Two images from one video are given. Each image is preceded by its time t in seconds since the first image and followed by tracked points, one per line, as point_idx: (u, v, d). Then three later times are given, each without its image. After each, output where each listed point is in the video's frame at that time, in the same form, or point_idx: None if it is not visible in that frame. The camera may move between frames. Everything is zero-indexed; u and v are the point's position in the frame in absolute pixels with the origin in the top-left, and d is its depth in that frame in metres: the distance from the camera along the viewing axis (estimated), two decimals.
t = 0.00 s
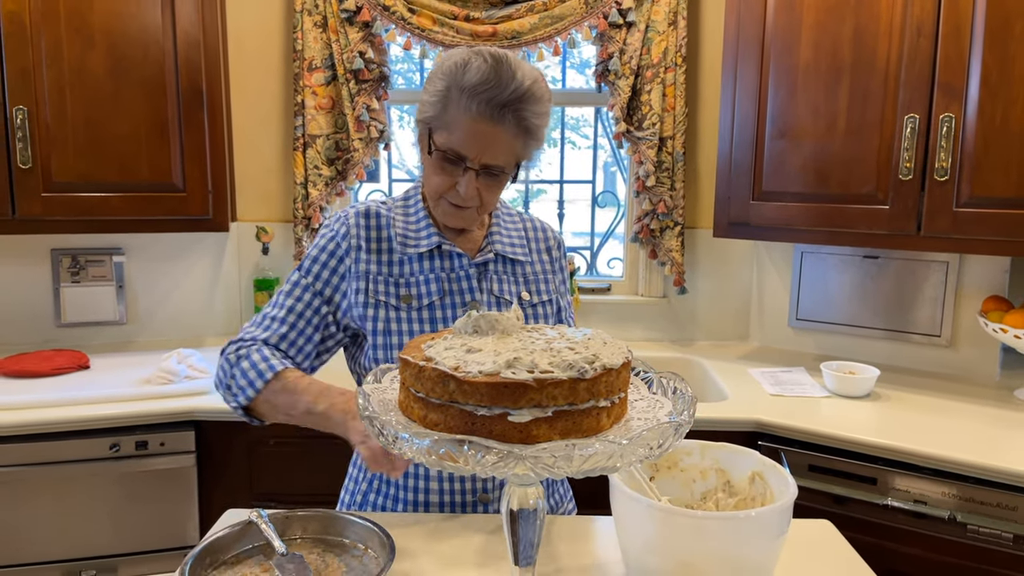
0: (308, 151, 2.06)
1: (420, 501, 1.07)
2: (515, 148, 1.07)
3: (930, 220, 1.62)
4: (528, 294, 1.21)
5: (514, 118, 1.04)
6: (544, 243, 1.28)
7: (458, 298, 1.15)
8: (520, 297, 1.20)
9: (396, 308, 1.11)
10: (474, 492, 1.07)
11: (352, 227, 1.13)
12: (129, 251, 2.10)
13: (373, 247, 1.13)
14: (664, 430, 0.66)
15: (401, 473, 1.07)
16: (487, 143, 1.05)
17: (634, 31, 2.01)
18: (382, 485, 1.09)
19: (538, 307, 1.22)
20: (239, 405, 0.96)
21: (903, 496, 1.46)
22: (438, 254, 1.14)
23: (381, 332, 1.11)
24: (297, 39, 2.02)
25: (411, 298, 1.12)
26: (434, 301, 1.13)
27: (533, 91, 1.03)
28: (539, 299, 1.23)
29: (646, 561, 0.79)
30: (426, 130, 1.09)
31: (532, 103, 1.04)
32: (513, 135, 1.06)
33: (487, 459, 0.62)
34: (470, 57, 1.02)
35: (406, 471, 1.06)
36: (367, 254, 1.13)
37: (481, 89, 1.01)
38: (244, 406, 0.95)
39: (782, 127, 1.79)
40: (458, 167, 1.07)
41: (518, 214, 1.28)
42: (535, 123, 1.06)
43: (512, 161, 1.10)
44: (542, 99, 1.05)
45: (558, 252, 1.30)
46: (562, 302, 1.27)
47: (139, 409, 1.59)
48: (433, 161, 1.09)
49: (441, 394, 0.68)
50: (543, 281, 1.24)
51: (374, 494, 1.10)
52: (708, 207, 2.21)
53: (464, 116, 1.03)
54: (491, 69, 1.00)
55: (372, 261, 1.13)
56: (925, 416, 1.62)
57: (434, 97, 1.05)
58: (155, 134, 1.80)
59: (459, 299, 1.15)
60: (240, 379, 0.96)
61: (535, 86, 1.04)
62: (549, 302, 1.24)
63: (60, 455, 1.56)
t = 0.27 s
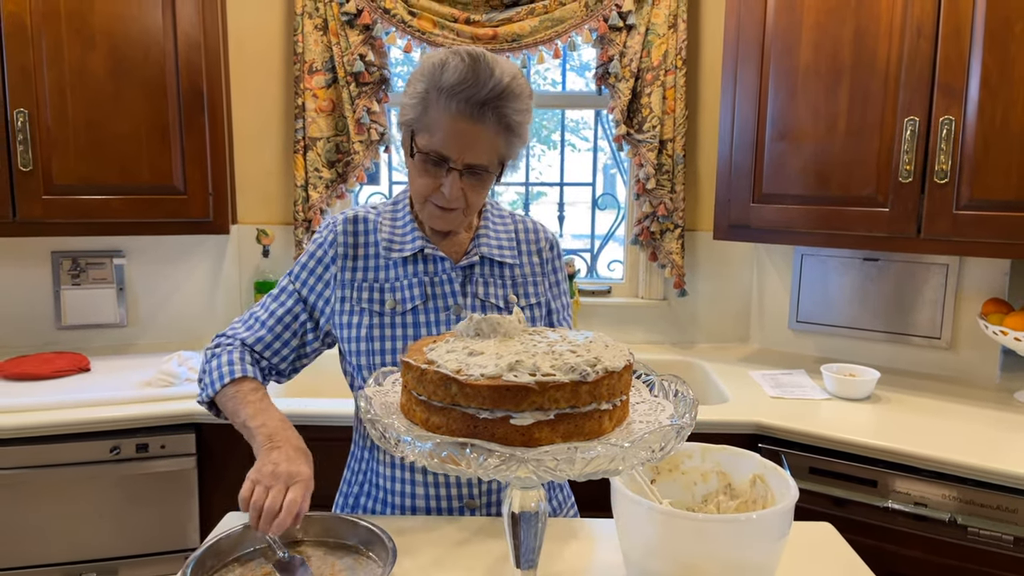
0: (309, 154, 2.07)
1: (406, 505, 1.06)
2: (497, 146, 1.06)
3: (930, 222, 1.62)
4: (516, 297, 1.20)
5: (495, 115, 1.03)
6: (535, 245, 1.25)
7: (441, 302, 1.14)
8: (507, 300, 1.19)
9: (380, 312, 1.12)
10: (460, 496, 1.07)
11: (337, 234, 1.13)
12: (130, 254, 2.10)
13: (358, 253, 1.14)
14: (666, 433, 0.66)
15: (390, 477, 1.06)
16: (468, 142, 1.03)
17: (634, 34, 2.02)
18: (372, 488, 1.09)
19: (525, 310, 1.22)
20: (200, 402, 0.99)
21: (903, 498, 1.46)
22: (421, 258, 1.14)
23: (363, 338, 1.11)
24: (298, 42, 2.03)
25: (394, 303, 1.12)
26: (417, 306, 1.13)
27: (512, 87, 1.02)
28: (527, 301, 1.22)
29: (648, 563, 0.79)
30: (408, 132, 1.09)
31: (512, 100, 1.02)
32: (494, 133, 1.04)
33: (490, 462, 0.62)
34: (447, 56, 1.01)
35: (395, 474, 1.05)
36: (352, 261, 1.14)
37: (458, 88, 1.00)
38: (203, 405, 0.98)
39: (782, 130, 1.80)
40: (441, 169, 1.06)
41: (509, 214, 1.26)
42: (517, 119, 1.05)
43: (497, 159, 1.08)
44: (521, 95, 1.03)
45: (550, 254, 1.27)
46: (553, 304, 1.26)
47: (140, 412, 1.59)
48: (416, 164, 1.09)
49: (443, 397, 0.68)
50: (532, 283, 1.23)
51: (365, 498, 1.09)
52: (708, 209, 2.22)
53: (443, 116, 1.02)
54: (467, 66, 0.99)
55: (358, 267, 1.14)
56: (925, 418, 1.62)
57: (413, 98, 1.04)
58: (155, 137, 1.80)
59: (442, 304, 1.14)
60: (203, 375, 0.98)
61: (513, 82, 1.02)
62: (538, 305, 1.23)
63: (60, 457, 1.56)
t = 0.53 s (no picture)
0: (310, 155, 2.07)
1: (399, 507, 1.06)
2: (493, 137, 1.06)
3: (932, 222, 1.62)
4: (508, 296, 1.20)
5: (489, 105, 1.03)
6: (530, 245, 1.24)
7: (431, 304, 1.14)
8: (498, 301, 1.19)
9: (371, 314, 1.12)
10: (453, 500, 1.06)
11: (332, 237, 1.15)
12: (131, 255, 2.11)
13: (352, 256, 1.15)
14: (669, 433, 0.66)
15: (385, 479, 1.06)
16: (464, 132, 1.03)
17: (635, 35, 2.02)
18: (367, 489, 1.09)
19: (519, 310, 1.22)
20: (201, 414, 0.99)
21: (905, 499, 1.46)
22: (412, 260, 1.14)
23: (355, 339, 1.12)
24: (299, 43, 2.03)
25: (385, 305, 1.12)
26: (408, 307, 1.13)
27: (504, 77, 1.03)
28: (520, 301, 1.22)
29: (649, 563, 0.79)
30: (402, 131, 1.09)
31: (505, 89, 1.03)
32: (489, 123, 1.04)
33: (492, 464, 0.62)
34: (437, 52, 1.03)
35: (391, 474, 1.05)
36: (347, 263, 1.14)
37: (452, 79, 1.01)
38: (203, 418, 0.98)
39: (783, 130, 1.80)
40: (438, 162, 1.06)
41: (503, 214, 1.25)
42: (510, 109, 1.05)
43: (493, 151, 1.08)
44: (513, 85, 1.04)
45: (545, 252, 1.26)
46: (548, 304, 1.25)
47: (141, 413, 1.59)
48: (411, 159, 1.08)
49: (446, 398, 0.68)
50: (525, 282, 1.22)
51: (361, 498, 1.09)
52: (709, 209, 2.22)
53: (438, 109, 1.03)
54: (459, 57, 1.00)
55: (353, 268, 1.14)
56: (927, 418, 1.62)
57: (406, 95, 1.05)
58: (156, 139, 1.80)
59: (433, 306, 1.14)
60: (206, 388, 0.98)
61: (505, 72, 1.03)
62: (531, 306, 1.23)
63: (62, 459, 1.56)
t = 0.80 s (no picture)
0: (311, 153, 2.07)
1: (399, 505, 1.07)
2: (496, 130, 1.06)
3: (934, 219, 1.62)
4: (509, 294, 1.20)
5: (493, 97, 1.03)
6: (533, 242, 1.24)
7: (432, 301, 1.13)
8: (499, 298, 1.19)
9: (373, 309, 1.13)
10: (452, 497, 1.06)
11: (336, 230, 1.15)
12: (132, 254, 2.11)
13: (354, 249, 1.16)
14: (671, 431, 0.66)
15: (383, 477, 1.07)
16: (468, 125, 1.03)
17: (636, 32, 2.01)
18: (368, 488, 1.10)
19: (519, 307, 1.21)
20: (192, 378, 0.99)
21: (908, 497, 1.45)
22: (413, 255, 1.14)
23: (356, 334, 1.12)
24: (300, 41, 2.03)
25: (387, 300, 1.12)
26: (409, 303, 1.13)
27: (507, 69, 1.02)
28: (521, 298, 1.21)
29: (651, 560, 0.79)
30: (406, 126, 1.09)
31: (508, 82, 1.03)
32: (493, 116, 1.05)
33: (495, 462, 0.62)
34: (439, 46, 1.02)
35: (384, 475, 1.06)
36: (350, 257, 1.15)
37: (455, 73, 1.00)
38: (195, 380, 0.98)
39: (785, 127, 1.79)
40: (442, 155, 1.06)
41: (507, 212, 1.25)
42: (513, 101, 1.05)
43: (496, 144, 1.08)
44: (516, 77, 1.04)
45: (547, 250, 1.26)
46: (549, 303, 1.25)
47: (143, 412, 1.59)
48: (415, 153, 1.08)
49: (447, 397, 0.68)
50: (526, 280, 1.22)
51: (360, 497, 1.11)
52: (711, 207, 2.22)
53: (442, 103, 1.03)
54: (463, 51, 0.99)
55: (355, 263, 1.15)
56: (930, 416, 1.62)
57: (410, 90, 1.05)
58: (158, 137, 1.80)
59: (433, 302, 1.14)
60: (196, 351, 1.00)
61: (508, 64, 1.03)
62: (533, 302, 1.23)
63: (64, 458, 1.56)
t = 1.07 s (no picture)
0: (309, 155, 2.06)
1: (400, 504, 1.06)
2: (507, 130, 1.08)
3: (932, 221, 1.62)
4: (515, 295, 1.20)
5: (505, 98, 1.05)
6: (537, 244, 1.25)
7: (440, 298, 1.12)
8: (505, 299, 1.19)
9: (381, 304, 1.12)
10: (454, 496, 1.06)
11: (348, 219, 1.13)
12: (129, 255, 2.10)
13: (366, 241, 1.14)
14: (671, 433, 0.66)
15: (383, 475, 1.06)
16: (481, 125, 1.05)
17: (634, 34, 2.01)
18: (365, 487, 1.09)
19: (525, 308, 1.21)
20: (189, 326, 0.93)
21: (906, 499, 1.45)
22: (423, 253, 1.14)
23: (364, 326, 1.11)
24: (298, 43, 2.02)
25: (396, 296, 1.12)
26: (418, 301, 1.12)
27: (520, 72, 1.04)
28: (526, 300, 1.22)
29: (650, 563, 0.79)
30: (416, 123, 1.09)
31: (520, 84, 1.05)
32: (504, 117, 1.07)
33: (493, 465, 0.62)
34: (454, 45, 1.03)
35: (385, 474, 1.06)
36: (362, 249, 1.13)
37: (471, 73, 1.01)
38: (193, 326, 0.92)
39: (783, 129, 1.80)
40: (453, 154, 1.07)
41: (511, 215, 1.25)
42: (524, 103, 1.07)
43: (506, 144, 1.10)
44: (527, 79, 1.06)
45: (550, 252, 1.28)
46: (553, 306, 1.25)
47: (140, 414, 1.59)
48: (426, 151, 1.08)
49: (446, 399, 0.68)
50: (531, 281, 1.22)
51: (357, 496, 1.09)
52: (709, 209, 2.22)
53: (457, 101, 1.04)
54: (479, 52, 1.00)
55: (366, 255, 1.13)
56: (928, 418, 1.62)
57: (423, 88, 1.05)
58: (155, 138, 1.80)
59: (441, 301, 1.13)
60: (196, 300, 0.94)
61: (521, 66, 1.04)
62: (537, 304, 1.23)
63: (60, 460, 1.55)
